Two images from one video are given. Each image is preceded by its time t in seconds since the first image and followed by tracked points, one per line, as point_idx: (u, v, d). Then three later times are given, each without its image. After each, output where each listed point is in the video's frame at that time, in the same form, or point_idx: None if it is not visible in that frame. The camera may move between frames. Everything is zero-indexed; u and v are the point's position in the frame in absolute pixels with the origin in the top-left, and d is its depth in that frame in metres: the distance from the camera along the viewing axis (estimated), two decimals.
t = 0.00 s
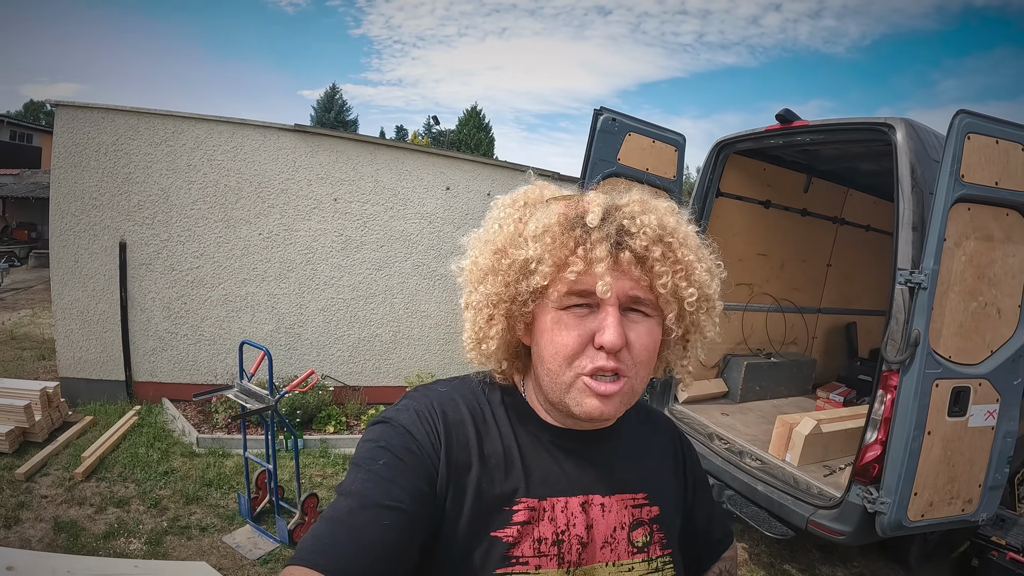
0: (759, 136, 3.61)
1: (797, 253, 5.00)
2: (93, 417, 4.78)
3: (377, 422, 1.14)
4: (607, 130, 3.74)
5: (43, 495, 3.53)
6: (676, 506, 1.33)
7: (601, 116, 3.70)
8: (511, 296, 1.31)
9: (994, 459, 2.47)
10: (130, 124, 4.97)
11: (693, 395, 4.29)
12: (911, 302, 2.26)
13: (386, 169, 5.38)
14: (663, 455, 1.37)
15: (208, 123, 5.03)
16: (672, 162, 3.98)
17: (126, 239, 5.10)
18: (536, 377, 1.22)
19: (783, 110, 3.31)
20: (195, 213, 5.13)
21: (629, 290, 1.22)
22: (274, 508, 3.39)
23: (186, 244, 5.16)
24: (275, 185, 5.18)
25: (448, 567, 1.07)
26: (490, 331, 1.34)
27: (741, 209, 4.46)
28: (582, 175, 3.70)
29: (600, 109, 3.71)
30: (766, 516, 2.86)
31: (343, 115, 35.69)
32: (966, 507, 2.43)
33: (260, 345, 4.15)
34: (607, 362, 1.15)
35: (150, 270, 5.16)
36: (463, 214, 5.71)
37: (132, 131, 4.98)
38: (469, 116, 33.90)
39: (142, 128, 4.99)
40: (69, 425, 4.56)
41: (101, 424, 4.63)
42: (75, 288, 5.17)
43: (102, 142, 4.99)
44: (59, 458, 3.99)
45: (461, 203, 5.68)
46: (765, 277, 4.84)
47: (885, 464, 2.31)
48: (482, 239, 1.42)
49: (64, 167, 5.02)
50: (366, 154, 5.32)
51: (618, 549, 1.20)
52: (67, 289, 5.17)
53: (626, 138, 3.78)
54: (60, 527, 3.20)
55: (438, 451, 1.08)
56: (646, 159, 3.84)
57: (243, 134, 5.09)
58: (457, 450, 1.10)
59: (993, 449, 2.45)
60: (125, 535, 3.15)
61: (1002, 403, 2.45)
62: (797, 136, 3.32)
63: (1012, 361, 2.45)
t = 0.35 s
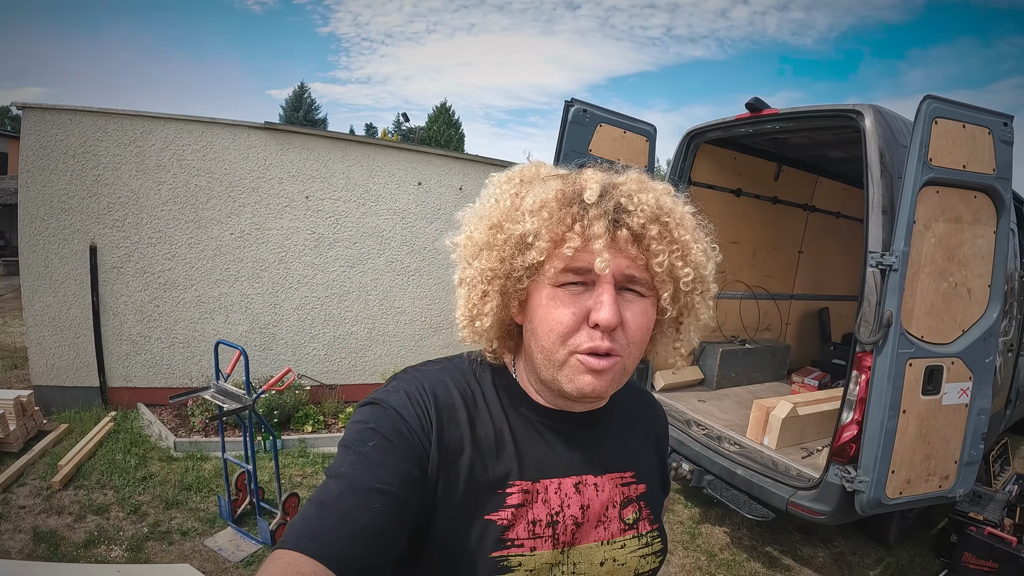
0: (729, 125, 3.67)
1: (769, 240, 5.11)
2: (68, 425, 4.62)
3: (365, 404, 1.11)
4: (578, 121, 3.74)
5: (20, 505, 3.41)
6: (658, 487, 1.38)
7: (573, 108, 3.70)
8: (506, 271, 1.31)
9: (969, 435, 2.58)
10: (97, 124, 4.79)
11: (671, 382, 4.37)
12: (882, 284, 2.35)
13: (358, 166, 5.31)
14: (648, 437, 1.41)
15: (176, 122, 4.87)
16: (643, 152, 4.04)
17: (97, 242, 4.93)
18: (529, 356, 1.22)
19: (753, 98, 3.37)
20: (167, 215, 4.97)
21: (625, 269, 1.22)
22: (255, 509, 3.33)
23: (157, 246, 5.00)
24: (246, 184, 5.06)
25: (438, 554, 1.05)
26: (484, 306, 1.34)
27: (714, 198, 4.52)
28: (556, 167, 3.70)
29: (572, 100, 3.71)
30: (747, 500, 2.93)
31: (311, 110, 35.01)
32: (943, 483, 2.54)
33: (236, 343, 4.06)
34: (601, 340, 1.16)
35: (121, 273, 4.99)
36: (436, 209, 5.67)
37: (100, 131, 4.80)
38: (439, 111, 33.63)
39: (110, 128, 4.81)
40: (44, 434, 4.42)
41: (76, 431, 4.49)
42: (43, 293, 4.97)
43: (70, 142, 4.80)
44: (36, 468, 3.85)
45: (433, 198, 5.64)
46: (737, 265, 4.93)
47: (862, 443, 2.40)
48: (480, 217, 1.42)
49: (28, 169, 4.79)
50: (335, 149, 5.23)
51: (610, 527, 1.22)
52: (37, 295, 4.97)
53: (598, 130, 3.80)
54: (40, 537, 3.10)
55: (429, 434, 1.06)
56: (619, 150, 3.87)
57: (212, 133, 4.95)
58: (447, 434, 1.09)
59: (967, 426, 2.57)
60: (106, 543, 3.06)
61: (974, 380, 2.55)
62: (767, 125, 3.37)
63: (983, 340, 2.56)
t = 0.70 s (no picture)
0: (720, 121, 3.70)
1: (761, 236, 5.15)
2: (64, 425, 4.60)
3: (365, 393, 1.10)
4: (571, 118, 3.75)
5: (16, 505, 3.40)
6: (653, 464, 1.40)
7: (566, 105, 3.71)
8: (533, 259, 1.26)
9: (961, 426, 2.63)
10: (91, 124, 4.76)
11: (665, 377, 4.40)
12: (873, 276, 2.38)
13: (352, 164, 5.30)
14: (638, 416, 1.44)
15: (170, 121, 4.84)
16: (635, 149, 4.06)
17: (91, 242, 4.89)
18: (541, 341, 1.21)
19: (744, 94, 3.40)
20: (161, 214, 4.95)
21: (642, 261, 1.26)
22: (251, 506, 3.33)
23: (152, 246, 4.97)
24: (240, 182, 5.04)
25: (450, 539, 1.05)
26: (503, 294, 1.28)
27: (706, 193, 4.55)
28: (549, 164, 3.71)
29: (565, 97, 3.72)
30: (741, 492, 2.98)
31: (302, 109, 34.84)
32: (936, 473, 2.58)
33: (231, 341, 4.04)
34: (618, 326, 1.18)
35: (116, 273, 4.97)
36: (430, 207, 5.67)
37: (94, 131, 4.77)
38: (432, 109, 33.56)
39: (105, 128, 4.78)
40: (40, 434, 4.41)
41: (72, 431, 4.47)
42: (38, 293, 4.93)
43: (64, 142, 4.76)
44: (32, 468, 3.83)
45: (427, 196, 5.64)
46: (730, 260, 4.96)
47: (854, 434, 2.44)
48: (505, 203, 1.34)
49: (23, 167, 4.76)
50: (328, 147, 5.21)
51: (609, 500, 1.23)
52: (32, 295, 4.93)
53: (590, 126, 3.82)
54: (36, 536, 3.09)
55: (433, 419, 1.06)
56: (611, 146, 3.89)
57: (207, 132, 4.92)
58: (450, 419, 1.09)
59: (959, 416, 2.61)
60: (104, 542, 3.06)
61: (966, 372, 2.60)
62: (757, 121, 3.39)
63: (974, 331, 2.60)
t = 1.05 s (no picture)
0: (717, 122, 3.68)
1: (759, 236, 5.14)
2: (60, 428, 4.58)
3: (345, 402, 1.09)
4: (567, 119, 3.74)
5: (11, 510, 3.37)
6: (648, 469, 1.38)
7: (562, 105, 3.70)
8: (528, 255, 1.22)
9: (961, 428, 2.62)
10: (88, 126, 4.74)
11: (662, 379, 4.39)
12: (871, 277, 2.37)
13: (348, 165, 5.28)
14: (630, 420, 1.42)
15: (167, 123, 4.82)
16: (632, 150, 4.05)
17: (87, 245, 4.87)
18: (533, 343, 1.18)
19: (741, 95, 3.38)
20: (157, 216, 4.93)
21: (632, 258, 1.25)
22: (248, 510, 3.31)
23: (148, 248, 4.95)
24: (237, 184, 5.02)
25: (432, 549, 1.03)
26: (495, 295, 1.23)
27: (702, 194, 4.54)
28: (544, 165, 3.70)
29: (560, 98, 3.72)
30: (738, 495, 2.94)
31: (300, 110, 34.81)
32: (935, 475, 2.57)
33: (227, 343, 4.01)
34: (612, 323, 1.17)
35: (112, 275, 4.95)
36: (426, 208, 5.66)
37: (90, 133, 4.75)
38: (430, 110, 33.55)
39: (101, 130, 4.76)
40: (36, 438, 4.38)
41: (68, 435, 4.44)
42: (34, 296, 4.91)
43: (60, 144, 4.74)
44: (27, 472, 3.81)
45: (423, 197, 5.63)
46: (727, 261, 4.95)
47: (852, 435, 2.43)
48: (501, 200, 1.28)
49: (18, 170, 4.74)
50: (324, 149, 5.20)
51: (600, 508, 1.20)
52: (28, 298, 4.91)
53: (587, 127, 3.80)
54: (31, 541, 3.07)
55: (413, 426, 1.04)
56: (607, 147, 3.88)
57: (203, 133, 4.90)
58: (430, 425, 1.07)
59: (958, 418, 2.60)
60: (100, 546, 3.04)
61: (964, 373, 2.59)
62: (754, 121, 3.38)
63: (973, 332, 2.59)
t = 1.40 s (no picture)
0: (716, 121, 3.67)
1: (758, 236, 5.13)
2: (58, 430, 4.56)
3: (339, 403, 1.08)
4: (566, 119, 3.74)
5: (9, 511, 3.36)
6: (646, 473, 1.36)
7: (561, 105, 3.71)
8: (475, 245, 1.34)
9: (961, 428, 2.61)
10: (86, 127, 4.73)
11: (661, 380, 4.38)
12: (871, 277, 2.37)
13: (347, 166, 5.27)
14: (627, 423, 1.41)
15: (165, 124, 4.82)
16: (630, 151, 4.05)
17: (85, 246, 4.86)
18: (498, 331, 1.23)
19: (740, 95, 3.38)
20: (156, 218, 4.92)
21: (585, 237, 1.25)
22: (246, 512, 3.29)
23: (147, 249, 4.94)
24: (235, 185, 5.01)
25: (425, 551, 1.01)
26: (452, 286, 1.37)
27: (701, 195, 4.53)
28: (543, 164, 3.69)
29: (559, 98, 3.72)
30: (738, 496, 2.94)
31: (299, 111, 34.85)
32: (936, 476, 2.56)
33: (225, 345, 3.98)
34: (565, 304, 1.17)
35: (111, 277, 4.94)
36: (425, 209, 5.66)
37: (88, 134, 4.74)
38: (429, 111, 33.61)
39: (99, 131, 4.75)
40: (35, 439, 4.37)
41: (67, 436, 4.43)
42: (33, 297, 4.89)
43: (58, 145, 4.73)
44: (25, 473, 3.79)
45: (422, 198, 5.62)
46: (727, 261, 4.95)
47: (852, 436, 2.42)
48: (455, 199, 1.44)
49: (17, 171, 4.72)
50: (323, 150, 5.19)
51: (596, 512, 1.19)
52: (26, 299, 4.89)
53: (585, 127, 3.80)
54: (29, 543, 3.05)
55: (405, 426, 1.04)
56: (606, 148, 3.88)
57: (202, 135, 4.90)
58: (422, 425, 1.06)
59: (959, 418, 2.59)
60: (98, 548, 3.03)
61: (965, 373, 2.58)
62: (753, 121, 3.37)
63: (974, 332, 2.59)
